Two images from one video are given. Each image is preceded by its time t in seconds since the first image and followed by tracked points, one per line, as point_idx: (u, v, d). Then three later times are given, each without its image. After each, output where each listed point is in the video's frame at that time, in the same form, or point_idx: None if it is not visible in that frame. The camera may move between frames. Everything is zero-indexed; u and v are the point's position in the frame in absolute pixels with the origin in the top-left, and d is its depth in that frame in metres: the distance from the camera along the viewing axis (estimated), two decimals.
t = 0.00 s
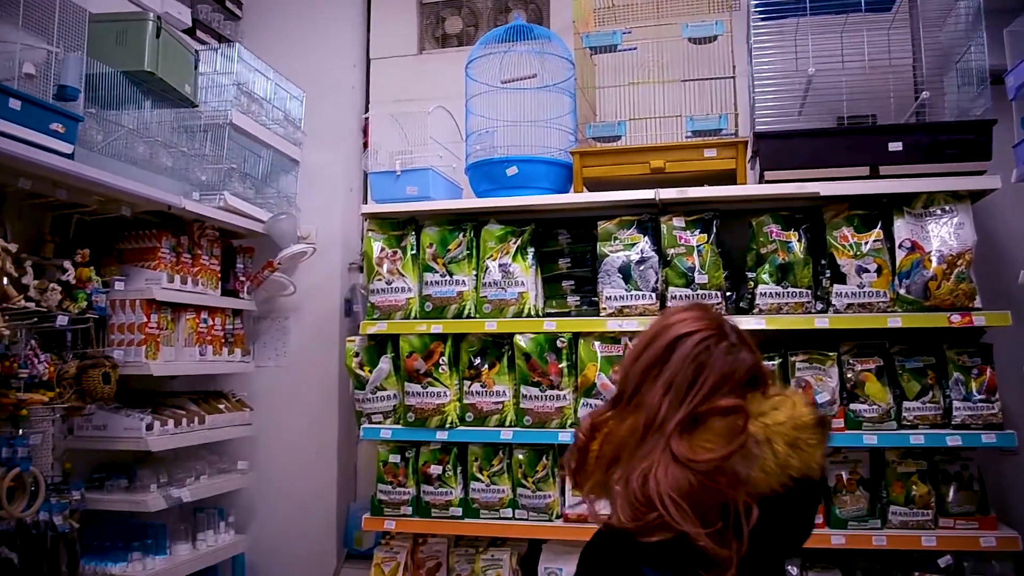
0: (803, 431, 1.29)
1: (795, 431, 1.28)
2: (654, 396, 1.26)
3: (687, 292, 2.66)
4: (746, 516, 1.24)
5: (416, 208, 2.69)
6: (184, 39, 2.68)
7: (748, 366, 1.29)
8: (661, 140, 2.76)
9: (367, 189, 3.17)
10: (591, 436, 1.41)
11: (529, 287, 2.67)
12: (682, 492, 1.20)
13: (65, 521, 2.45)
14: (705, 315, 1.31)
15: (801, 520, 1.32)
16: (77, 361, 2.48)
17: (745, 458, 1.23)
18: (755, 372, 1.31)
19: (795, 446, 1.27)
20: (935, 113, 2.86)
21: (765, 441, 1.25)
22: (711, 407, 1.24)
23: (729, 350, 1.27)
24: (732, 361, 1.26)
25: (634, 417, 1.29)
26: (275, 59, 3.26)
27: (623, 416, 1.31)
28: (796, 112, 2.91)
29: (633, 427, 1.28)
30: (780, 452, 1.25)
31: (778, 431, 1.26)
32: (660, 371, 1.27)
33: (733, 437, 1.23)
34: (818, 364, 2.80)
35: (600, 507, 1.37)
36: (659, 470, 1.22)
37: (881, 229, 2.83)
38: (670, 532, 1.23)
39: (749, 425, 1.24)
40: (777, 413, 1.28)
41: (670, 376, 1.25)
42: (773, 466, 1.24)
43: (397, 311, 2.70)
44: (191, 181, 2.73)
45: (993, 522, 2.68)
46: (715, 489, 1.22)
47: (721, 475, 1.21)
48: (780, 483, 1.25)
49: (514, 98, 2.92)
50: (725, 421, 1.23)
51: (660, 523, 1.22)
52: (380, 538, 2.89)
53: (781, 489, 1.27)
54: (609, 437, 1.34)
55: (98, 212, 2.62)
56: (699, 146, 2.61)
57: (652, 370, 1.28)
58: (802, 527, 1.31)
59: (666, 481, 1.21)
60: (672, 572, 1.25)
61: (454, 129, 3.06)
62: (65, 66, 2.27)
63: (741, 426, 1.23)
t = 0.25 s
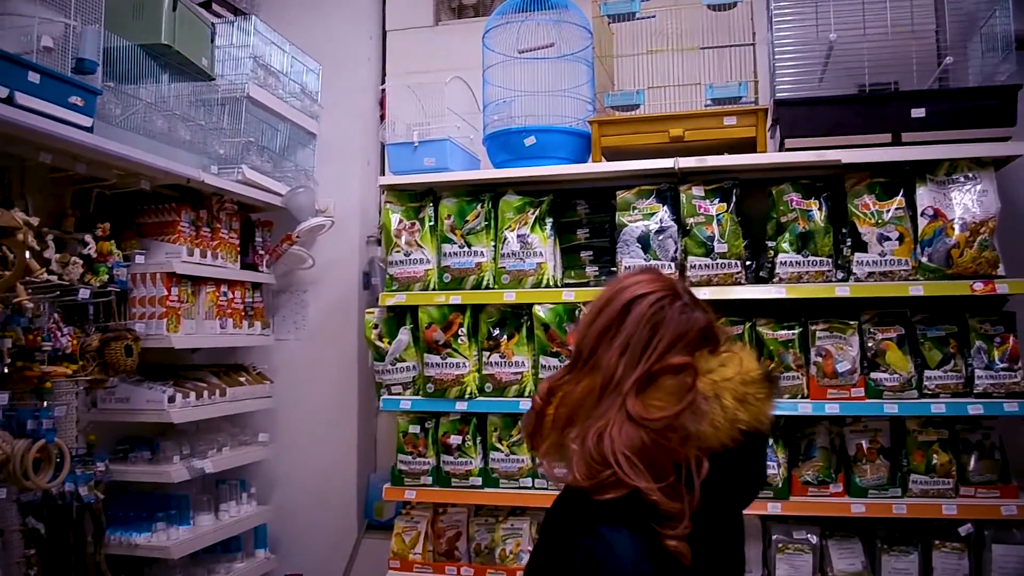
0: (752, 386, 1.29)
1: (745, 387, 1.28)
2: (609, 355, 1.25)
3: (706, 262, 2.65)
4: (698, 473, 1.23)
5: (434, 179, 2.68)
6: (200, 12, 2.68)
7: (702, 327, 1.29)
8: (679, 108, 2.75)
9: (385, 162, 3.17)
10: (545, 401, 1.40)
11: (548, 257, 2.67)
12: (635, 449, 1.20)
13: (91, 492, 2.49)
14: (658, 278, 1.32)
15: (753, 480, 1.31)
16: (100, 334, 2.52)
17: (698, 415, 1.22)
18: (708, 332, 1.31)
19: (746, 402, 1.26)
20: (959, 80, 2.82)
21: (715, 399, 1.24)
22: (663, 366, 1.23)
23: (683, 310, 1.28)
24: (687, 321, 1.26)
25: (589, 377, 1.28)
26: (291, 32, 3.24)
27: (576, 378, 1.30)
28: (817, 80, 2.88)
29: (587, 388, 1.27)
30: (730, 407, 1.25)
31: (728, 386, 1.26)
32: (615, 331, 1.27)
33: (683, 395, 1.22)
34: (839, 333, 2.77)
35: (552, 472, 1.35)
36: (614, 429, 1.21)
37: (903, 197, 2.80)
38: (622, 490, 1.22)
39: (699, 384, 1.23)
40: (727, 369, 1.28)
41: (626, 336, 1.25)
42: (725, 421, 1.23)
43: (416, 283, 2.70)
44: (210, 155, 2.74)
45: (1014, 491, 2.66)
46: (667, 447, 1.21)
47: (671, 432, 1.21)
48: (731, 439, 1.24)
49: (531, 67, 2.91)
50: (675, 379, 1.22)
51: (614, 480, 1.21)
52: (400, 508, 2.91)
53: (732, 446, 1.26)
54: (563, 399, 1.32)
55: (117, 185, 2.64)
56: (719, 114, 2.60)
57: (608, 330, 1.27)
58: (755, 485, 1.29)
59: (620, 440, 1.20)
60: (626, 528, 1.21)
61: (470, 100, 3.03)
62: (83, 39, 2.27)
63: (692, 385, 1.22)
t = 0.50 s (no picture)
0: (705, 366, 1.37)
1: (698, 368, 1.35)
2: (569, 341, 1.33)
3: (724, 238, 2.63)
4: (657, 453, 1.30)
5: (450, 156, 2.68)
6: None
7: (656, 311, 1.37)
8: (696, 83, 2.73)
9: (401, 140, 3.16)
10: (503, 386, 1.47)
11: (564, 234, 2.65)
12: (597, 431, 1.27)
13: (111, 469, 2.49)
14: (612, 264, 1.39)
15: (703, 453, 1.40)
16: (119, 312, 2.52)
17: (656, 396, 1.29)
18: (661, 316, 1.39)
19: (700, 382, 1.34)
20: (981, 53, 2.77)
21: (671, 380, 1.31)
22: (620, 350, 1.30)
23: (636, 295, 1.36)
24: (641, 306, 1.34)
25: (549, 362, 1.36)
26: (305, 10, 3.23)
27: (537, 361, 1.38)
28: (836, 56, 2.85)
29: (548, 372, 1.35)
30: (685, 389, 1.32)
31: (683, 368, 1.33)
32: (574, 317, 1.34)
33: (640, 378, 1.29)
34: (858, 309, 2.73)
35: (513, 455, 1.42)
36: (575, 413, 1.29)
37: (923, 172, 2.76)
38: (585, 473, 1.29)
39: (655, 366, 1.30)
40: (681, 350, 1.35)
41: (584, 321, 1.32)
42: (680, 402, 1.31)
43: (432, 261, 2.70)
44: (226, 133, 2.76)
45: None
46: (627, 428, 1.28)
47: (631, 414, 1.28)
48: (686, 419, 1.32)
49: (547, 43, 2.90)
50: (632, 362, 1.30)
51: (577, 464, 1.29)
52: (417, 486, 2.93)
53: (687, 426, 1.34)
54: (524, 384, 1.40)
55: (134, 164, 2.63)
56: (737, 89, 2.58)
57: (566, 317, 1.35)
58: (705, 458, 1.39)
59: (582, 423, 1.27)
60: (589, 510, 1.28)
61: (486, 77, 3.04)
62: (98, 18, 2.29)
63: (648, 367, 1.30)
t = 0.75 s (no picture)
0: (669, 341, 1.48)
1: (661, 343, 1.47)
2: (542, 311, 1.43)
3: (744, 217, 2.60)
4: (619, 420, 1.41)
5: (468, 134, 2.67)
6: None
7: (625, 287, 1.48)
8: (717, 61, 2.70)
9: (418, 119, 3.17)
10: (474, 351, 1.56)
11: (583, 213, 2.63)
12: (564, 396, 1.37)
13: (132, 446, 2.51)
14: (585, 240, 1.50)
15: (661, 424, 1.53)
16: (138, 291, 2.52)
17: (622, 367, 1.40)
18: (630, 291, 1.50)
19: (662, 356, 1.45)
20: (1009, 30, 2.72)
21: (635, 352, 1.43)
22: (591, 321, 1.41)
23: (607, 270, 1.46)
24: (611, 281, 1.45)
25: (521, 329, 1.45)
26: None
27: (509, 328, 1.48)
28: (858, 34, 2.80)
29: (520, 338, 1.44)
30: (650, 362, 1.44)
31: (647, 342, 1.45)
32: (547, 288, 1.44)
33: (607, 348, 1.40)
34: (879, 290, 2.70)
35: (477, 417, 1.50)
36: (546, 378, 1.38)
37: (947, 151, 2.72)
38: (551, 436, 1.37)
39: (622, 338, 1.41)
40: (647, 325, 1.46)
41: (557, 292, 1.42)
42: (644, 373, 1.42)
43: (450, 240, 2.70)
44: (245, 112, 2.73)
45: None
46: (593, 395, 1.39)
47: (597, 381, 1.38)
48: (648, 390, 1.43)
49: (564, 21, 2.90)
50: (600, 333, 1.40)
51: (543, 427, 1.37)
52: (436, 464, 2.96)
53: (648, 396, 1.46)
54: (495, 350, 1.49)
55: (152, 142, 2.63)
56: (758, 66, 2.54)
57: (541, 288, 1.45)
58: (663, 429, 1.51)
59: (552, 387, 1.37)
60: (552, 470, 1.37)
61: (504, 55, 3.04)
62: None
63: (615, 339, 1.41)
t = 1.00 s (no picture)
0: (653, 327, 1.54)
1: (647, 329, 1.52)
2: (537, 293, 1.47)
3: (771, 202, 2.58)
4: (603, 401, 1.47)
5: (492, 121, 2.67)
6: None
7: (616, 274, 1.53)
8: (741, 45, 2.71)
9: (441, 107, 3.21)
10: (463, 326, 1.58)
11: (608, 199, 2.63)
12: (554, 376, 1.42)
13: (162, 432, 2.50)
14: (579, 227, 1.55)
15: (640, 405, 1.60)
16: (167, 278, 2.54)
17: (609, 350, 1.45)
18: (623, 277, 1.55)
19: (647, 341, 1.51)
20: None
21: (624, 337, 1.48)
22: (584, 305, 1.46)
23: (604, 256, 1.52)
24: (604, 268, 1.50)
25: (515, 309, 1.50)
26: None
27: (503, 308, 1.52)
28: (886, 15, 2.75)
29: (514, 318, 1.49)
30: (634, 346, 1.48)
31: (635, 327, 1.50)
32: (542, 271, 1.49)
33: (598, 332, 1.45)
34: (908, 275, 2.66)
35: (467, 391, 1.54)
36: (537, 357, 1.43)
37: (977, 133, 2.68)
38: (539, 415, 1.43)
39: (612, 323, 1.46)
40: (635, 311, 1.51)
41: (553, 276, 1.47)
42: (628, 357, 1.47)
43: (475, 226, 2.70)
44: (269, 100, 2.76)
45: None
46: (581, 376, 1.44)
47: (586, 363, 1.43)
48: (633, 373, 1.49)
49: (584, 7, 2.91)
50: (592, 317, 1.45)
51: (533, 405, 1.43)
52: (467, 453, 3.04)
53: (631, 379, 1.51)
54: (486, 327, 1.53)
55: (179, 130, 2.65)
56: (784, 49, 2.52)
57: (538, 270, 1.49)
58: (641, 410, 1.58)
59: (543, 367, 1.42)
60: (538, 448, 1.43)
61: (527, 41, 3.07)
62: None
63: (606, 323, 1.45)
